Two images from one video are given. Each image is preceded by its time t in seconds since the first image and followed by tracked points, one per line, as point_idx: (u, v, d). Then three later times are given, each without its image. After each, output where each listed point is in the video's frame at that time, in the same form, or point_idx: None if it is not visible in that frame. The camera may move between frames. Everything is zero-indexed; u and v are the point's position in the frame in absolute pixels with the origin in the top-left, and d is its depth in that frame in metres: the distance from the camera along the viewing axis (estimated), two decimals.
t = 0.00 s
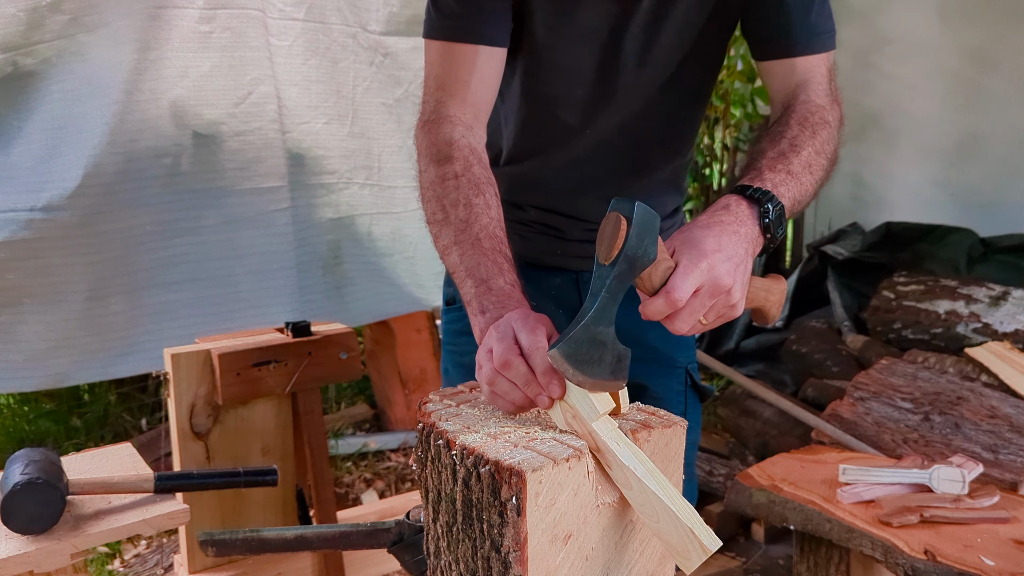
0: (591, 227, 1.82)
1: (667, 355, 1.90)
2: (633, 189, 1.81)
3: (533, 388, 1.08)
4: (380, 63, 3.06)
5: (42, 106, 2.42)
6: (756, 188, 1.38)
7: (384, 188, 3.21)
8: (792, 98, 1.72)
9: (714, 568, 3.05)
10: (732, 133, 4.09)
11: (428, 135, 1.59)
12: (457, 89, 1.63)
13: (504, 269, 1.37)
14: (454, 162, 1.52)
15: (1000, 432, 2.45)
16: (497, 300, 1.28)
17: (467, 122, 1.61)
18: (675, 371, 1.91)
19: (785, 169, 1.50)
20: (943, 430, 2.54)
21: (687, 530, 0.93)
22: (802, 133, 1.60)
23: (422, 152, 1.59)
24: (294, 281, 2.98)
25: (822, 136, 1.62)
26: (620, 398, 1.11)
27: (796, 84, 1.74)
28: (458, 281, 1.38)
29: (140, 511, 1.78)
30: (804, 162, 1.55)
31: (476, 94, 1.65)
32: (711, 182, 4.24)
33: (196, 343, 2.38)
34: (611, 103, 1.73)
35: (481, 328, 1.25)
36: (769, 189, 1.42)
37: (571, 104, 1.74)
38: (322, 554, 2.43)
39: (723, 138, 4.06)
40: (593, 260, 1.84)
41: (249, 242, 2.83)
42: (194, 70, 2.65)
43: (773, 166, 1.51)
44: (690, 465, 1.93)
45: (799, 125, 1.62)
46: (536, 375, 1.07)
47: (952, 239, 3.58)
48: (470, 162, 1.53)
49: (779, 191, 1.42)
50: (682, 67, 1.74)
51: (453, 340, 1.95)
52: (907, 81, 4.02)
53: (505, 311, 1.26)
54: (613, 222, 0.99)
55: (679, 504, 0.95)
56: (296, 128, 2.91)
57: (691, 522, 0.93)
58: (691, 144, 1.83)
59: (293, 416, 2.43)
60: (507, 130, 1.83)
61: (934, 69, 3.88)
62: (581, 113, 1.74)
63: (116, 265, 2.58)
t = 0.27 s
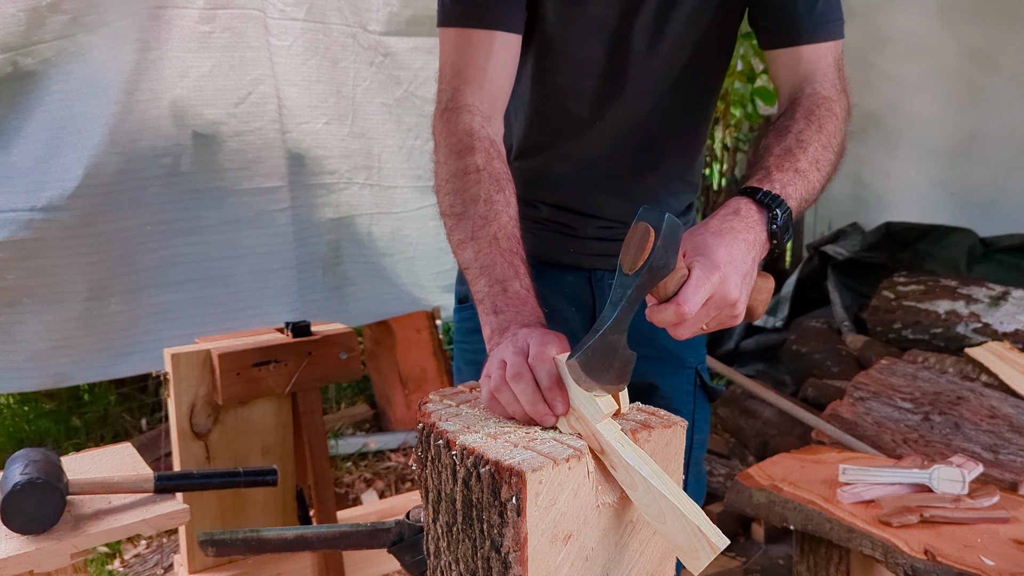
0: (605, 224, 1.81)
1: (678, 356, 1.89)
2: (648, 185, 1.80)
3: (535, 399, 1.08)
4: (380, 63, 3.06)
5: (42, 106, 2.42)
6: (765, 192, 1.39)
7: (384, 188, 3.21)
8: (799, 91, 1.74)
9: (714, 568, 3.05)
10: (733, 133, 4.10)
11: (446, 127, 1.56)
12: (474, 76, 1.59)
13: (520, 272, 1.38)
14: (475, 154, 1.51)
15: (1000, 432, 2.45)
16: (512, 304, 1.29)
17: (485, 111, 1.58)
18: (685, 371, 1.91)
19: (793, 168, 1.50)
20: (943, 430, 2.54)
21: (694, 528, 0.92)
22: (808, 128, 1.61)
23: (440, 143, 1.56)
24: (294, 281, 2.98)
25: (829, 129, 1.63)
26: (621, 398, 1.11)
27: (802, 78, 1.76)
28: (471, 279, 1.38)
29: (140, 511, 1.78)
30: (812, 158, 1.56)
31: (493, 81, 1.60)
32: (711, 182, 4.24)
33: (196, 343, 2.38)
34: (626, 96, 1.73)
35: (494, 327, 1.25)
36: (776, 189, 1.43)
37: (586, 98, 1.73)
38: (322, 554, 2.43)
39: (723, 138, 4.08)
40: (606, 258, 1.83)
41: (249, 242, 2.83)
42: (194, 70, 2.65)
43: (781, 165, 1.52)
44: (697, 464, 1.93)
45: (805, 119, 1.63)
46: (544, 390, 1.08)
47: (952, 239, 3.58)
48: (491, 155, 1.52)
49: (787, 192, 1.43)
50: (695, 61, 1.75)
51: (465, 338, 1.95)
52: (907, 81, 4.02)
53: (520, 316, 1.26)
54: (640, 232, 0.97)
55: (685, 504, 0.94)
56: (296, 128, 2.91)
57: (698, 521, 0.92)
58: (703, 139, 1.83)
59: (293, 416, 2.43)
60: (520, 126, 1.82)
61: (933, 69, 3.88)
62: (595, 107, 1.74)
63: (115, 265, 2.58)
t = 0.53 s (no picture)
0: (607, 223, 1.81)
1: (678, 354, 1.89)
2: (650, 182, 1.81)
3: (531, 395, 1.08)
4: (380, 63, 3.06)
5: (42, 106, 2.42)
6: (760, 196, 1.38)
7: (384, 188, 3.22)
8: (800, 91, 1.74)
9: (714, 569, 3.05)
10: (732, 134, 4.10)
11: (447, 127, 1.56)
12: (477, 73, 1.59)
13: (523, 274, 1.38)
14: (476, 154, 1.51)
15: (1000, 432, 2.45)
16: (514, 305, 1.29)
17: (487, 110, 1.57)
18: (686, 370, 1.92)
19: (790, 171, 1.50)
20: (943, 430, 2.54)
21: (693, 528, 0.92)
22: (808, 130, 1.61)
23: (444, 142, 1.57)
24: (294, 281, 2.98)
25: (829, 130, 1.63)
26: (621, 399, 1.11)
27: (803, 77, 1.77)
28: (474, 281, 1.38)
29: (140, 511, 1.78)
30: (811, 161, 1.56)
31: (497, 79, 1.60)
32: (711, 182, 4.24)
33: (196, 343, 2.38)
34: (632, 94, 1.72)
35: (496, 331, 1.25)
36: (773, 194, 1.43)
37: (594, 97, 1.73)
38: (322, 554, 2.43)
39: (723, 138, 4.07)
40: (607, 257, 1.83)
41: (249, 241, 2.83)
42: (194, 70, 2.65)
43: (779, 167, 1.51)
44: (697, 463, 1.93)
45: (806, 121, 1.63)
46: (538, 383, 1.07)
47: (952, 239, 3.58)
48: (492, 156, 1.52)
49: (784, 196, 1.43)
50: (698, 61, 1.75)
51: (467, 338, 1.95)
52: (907, 81, 4.02)
53: (522, 317, 1.26)
54: (632, 226, 0.98)
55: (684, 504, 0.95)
56: (296, 128, 2.91)
57: (698, 522, 0.92)
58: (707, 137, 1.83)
59: (293, 415, 2.44)
60: (525, 126, 1.81)
61: (933, 69, 3.88)
62: (603, 106, 1.73)
63: (115, 265, 2.58)
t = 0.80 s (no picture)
0: (610, 220, 1.81)
1: (679, 352, 1.89)
2: (655, 179, 1.80)
3: (524, 397, 1.08)
4: (380, 64, 3.06)
5: (42, 106, 2.42)
6: (762, 187, 1.39)
7: (384, 188, 3.22)
8: (798, 83, 1.74)
9: (714, 569, 3.06)
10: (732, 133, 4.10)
11: (449, 121, 1.56)
12: (479, 65, 1.58)
13: (522, 277, 1.38)
14: (480, 150, 1.50)
15: (1000, 432, 2.45)
16: (512, 311, 1.29)
17: (490, 103, 1.58)
18: (688, 368, 1.91)
19: (791, 162, 1.50)
20: (943, 430, 2.54)
21: (680, 540, 0.91)
22: (807, 121, 1.62)
23: (445, 137, 1.56)
24: (294, 281, 2.98)
25: (828, 122, 1.63)
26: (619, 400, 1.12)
27: (802, 68, 1.76)
28: (472, 281, 1.38)
29: (140, 511, 1.78)
30: (810, 153, 1.56)
31: (499, 71, 1.59)
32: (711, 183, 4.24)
33: (196, 343, 2.38)
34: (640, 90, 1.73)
35: (494, 334, 1.25)
36: (774, 185, 1.43)
37: (603, 92, 1.72)
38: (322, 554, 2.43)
39: (723, 137, 4.07)
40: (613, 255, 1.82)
41: (249, 241, 2.83)
42: (194, 70, 2.65)
43: (779, 159, 1.52)
44: (698, 462, 1.93)
45: (804, 112, 1.63)
46: (528, 386, 1.07)
47: (952, 239, 3.58)
48: (496, 151, 1.52)
49: (785, 187, 1.43)
50: (704, 60, 1.77)
51: (470, 338, 1.95)
52: (907, 81, 4.02)
53: (519, 322, 1.27)
54: (632, 235, 0.98)
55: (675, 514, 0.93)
56: (296, 128, 2.91)
57: (685, 533, 0.91)
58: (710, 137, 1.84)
59: (294, 415, 2.44)
60: (530, 122, 1.80)
61: (933, 69, 3.88)
62: (612, 101, 1.73)
63: (115, 265, 2.58)
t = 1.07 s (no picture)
0: (607, 224, 1.81)
1: (678, 353, 1.89)
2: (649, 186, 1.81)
3: (523, 397, 1.08)
4: (380, 64, 3.06)
5: (42, 106, 2.42)
6: (754, 199, 1.38)
7: (384, 188, 3.22)
8: (798, 97, 1.75)
9: (714, 569, 3.06)
10: (732, 133, 4.10)
11: (446, 118, 1.55)
12: (477, 65, 1.57)
13: (519, 280, 1.38)
14: (478, 149, 1.50)
15: (1000, 432, 2.45)
16: (511, 312, 1.29)
17: (488, 103, 1.57)
18: (686, 369, 1.91)
19: (786, 178, 1.51)
20: (943, 430, 2.54)
21: (681, 538, 0.91)
22: (805, 138, 1.62)
23: (441, 134, 1.56)
24: (294, 281, 2.98)
25: (825, 140, 1.64)
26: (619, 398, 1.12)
27: (801, 84, 1.78)
28: (470, 281, 1.38)
29: (140, 511, 1.78)
30: (806, 169, 1.56)
31: (497, 71, 1.59)
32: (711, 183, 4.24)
33: (195, 343, 2.38)
34: (641, 99, 1.74)
35: (492, 335, 1.25)
36: (768, 199, 1.43)
37: (603, 98, 1.72)
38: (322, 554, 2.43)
39: (723, 138, 4.07)
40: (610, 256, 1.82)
41: (249, 241, 2.83)
42: (194, 70, 2.65)
43: (775, 173, 1.52)
44: (697, 463, 1.93)
45: (803, 129, 1.64)
46: (527, 385, 1.07)
47: (952, 239, 3.58)
48: (494, 151, 1.52)
49: (778, 201, 1.43)
50: (703, 69, 1.77)
51: (468, 338, 1.96)
52: (907, 81, 4.02)
53: (519, 323, 1.27)
54: (633, 218, 0.99)
55: (675, 514, 0.93)
56: (296, 128, 2.91)
57: (686, 531, 0.91)
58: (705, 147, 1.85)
59: (293, 416, 2.44)
60: (527, 126, 1.79)
61: (933, 69, 3.88)
62: (614, 108, 1.72)
63: (115, 265, 2.58)
